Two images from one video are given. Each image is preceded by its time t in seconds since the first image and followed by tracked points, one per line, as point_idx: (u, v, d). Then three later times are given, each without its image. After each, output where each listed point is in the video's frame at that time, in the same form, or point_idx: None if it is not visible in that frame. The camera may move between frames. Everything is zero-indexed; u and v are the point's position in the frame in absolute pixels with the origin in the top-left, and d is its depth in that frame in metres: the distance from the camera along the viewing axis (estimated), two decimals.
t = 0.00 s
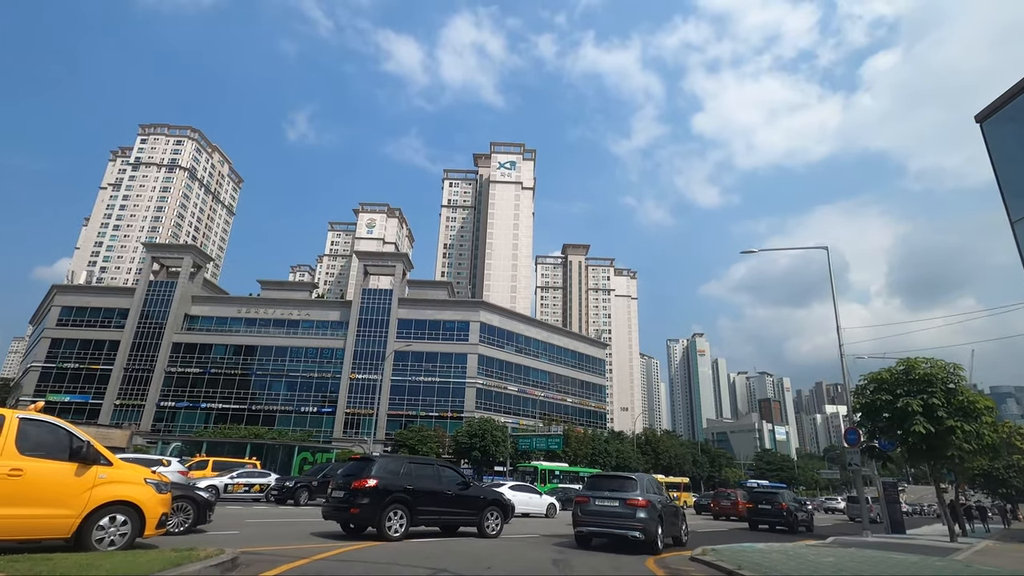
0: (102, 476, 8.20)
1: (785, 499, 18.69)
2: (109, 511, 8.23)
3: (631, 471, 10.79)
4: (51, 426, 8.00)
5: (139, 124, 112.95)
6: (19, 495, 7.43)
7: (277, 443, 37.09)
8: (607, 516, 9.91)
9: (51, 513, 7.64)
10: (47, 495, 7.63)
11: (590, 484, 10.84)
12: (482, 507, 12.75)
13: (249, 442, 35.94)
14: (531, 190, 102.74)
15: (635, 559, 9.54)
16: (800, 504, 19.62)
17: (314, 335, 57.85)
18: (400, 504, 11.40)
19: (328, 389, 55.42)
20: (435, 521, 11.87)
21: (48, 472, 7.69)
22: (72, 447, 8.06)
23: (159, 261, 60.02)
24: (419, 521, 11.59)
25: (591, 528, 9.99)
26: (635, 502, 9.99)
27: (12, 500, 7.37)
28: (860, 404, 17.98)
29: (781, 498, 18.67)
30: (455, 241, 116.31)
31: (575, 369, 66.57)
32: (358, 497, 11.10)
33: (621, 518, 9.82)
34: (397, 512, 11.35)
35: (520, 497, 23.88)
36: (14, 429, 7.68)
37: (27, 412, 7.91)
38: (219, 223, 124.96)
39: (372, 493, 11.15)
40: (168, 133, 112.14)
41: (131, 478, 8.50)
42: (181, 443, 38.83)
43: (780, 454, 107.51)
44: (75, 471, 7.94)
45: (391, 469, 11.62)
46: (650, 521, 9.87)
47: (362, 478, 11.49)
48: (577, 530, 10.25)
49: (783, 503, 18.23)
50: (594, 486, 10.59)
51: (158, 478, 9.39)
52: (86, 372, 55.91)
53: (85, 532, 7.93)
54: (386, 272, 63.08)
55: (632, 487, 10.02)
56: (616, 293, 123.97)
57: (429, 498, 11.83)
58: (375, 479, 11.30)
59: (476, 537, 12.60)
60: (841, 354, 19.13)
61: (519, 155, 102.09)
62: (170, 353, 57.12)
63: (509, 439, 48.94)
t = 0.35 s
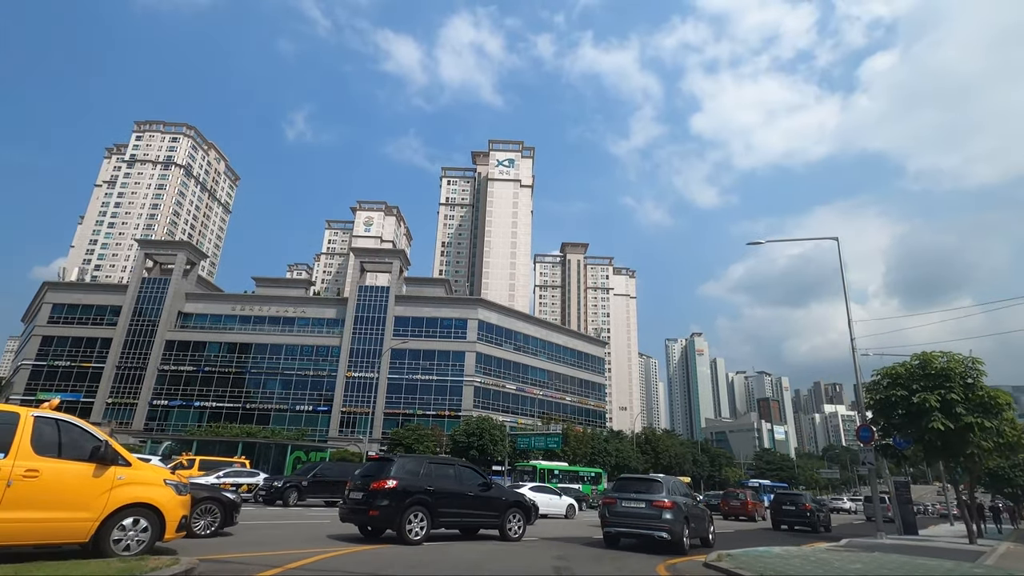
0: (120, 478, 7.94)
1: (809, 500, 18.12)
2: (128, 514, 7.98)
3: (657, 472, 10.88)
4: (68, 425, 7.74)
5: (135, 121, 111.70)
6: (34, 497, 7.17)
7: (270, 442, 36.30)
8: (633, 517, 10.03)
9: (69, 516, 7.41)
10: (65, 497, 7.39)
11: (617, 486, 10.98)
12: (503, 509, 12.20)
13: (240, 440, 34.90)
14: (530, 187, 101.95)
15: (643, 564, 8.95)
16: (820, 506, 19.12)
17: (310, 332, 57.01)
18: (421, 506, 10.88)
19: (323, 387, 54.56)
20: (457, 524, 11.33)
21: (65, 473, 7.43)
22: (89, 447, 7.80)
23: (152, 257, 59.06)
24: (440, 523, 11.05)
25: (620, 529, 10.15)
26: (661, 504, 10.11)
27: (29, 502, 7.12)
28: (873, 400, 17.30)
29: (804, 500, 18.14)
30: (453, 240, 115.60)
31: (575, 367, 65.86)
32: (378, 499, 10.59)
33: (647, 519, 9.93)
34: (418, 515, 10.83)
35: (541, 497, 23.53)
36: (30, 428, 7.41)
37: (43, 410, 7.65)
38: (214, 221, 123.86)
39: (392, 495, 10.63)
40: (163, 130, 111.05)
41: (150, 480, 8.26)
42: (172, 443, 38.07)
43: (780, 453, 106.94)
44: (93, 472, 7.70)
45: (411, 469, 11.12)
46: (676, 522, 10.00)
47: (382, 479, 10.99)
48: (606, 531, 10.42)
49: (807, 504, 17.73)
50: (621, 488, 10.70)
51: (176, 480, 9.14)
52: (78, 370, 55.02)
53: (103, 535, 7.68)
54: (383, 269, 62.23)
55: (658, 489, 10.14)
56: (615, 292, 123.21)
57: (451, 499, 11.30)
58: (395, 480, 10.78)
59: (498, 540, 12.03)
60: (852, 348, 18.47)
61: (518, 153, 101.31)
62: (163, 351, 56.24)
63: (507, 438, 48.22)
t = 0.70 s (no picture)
0: (138, 479, 7.53)
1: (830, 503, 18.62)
2: (146, 517, 7.53)
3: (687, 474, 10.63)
4: (83, 424, 7.36)
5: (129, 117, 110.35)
6: (48, 499, 6.77)
7: (261, 440, 35.45)
8: (664, 519, 9.78)
9: (85, 520, 6.99)
10: (80, 501, 6.98)
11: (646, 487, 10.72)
12: (527, 512, 11.46)
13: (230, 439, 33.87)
14: (528, 185, 101.11)
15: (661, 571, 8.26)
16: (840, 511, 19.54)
17: (305, 329, 56.12)
18: (442, 508, 10.20)
19: (318, 385, 53.70)
20: (479, 528, 10.64)
21: (80, 474, 7.04)
22: (104, 447, 7.41)
23: (144, 253, 58.02)
24: (463, 527, 10.35)
25: (651, 532, 9.89)
26: (692, 505, 9.88)
27: (41, 505, 6.72)
28: (891, 396, 16.57)
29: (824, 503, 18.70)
30: (451, 237, 114.80)
31: (574, 366, 65.15)
32: (397, 500, 9.89)
33: (678, 521, 9.68)
34: (440, 517, 10.15)
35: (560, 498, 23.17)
36: (43, 427, 7.05)
37: (57, 408, 7.29)
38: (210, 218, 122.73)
39: (413, 497, 9.94)
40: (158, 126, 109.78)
41: (168, 481, 7.83)
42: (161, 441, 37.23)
43: (779, 453, 106.39)
44: (108, 473, 7.29)
45: (432, 470, 10.42)
46: (707, 524, 9.78)
47: (402, 478, 10.30)
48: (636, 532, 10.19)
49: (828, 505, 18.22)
50: (650, 489, 10.46)
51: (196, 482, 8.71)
52: (68, 367, 53.99)
53: (120, 540, 7.24)
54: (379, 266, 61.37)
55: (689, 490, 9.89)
56: (614, 291, 122.50)
57: (474, 501, 10.60)
58: (415, 481, 10.09)
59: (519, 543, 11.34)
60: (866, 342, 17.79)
61: (516, 150, 100.51)
62: (155, 348, 55.25)
63: (504, 436, 47.48)
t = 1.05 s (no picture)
0: (154, 480, 6.79)
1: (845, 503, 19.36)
2: (163, 521, 6.80)
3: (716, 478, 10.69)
4: (93, 420, 6.59)
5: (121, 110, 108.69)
6: (56, 504, 6.04)
7: (250, 439, 34.46)
8: (697, 522, 9.84)
9: (97, 527, 6.26)
10: (92, 504, 6.25)
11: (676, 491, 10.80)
12: (550, 515, 10.68)
13: (218, 437, 32.77)
14: (525, 182, 100.22)
15: None
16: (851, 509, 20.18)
17: (297, 325, 55.14)
18: (462, 510, 9.46)
19: (310, 382, 52.71)
20: (501, 532, 9.90)
21: (91, 475, 6.30)
22: (116, 444, 6.65)
23: (133, 247, 56.87)
24: (485, 531, 9.62)
25: (683, 533, 9.99)
26: (722, 508, 9.95)
27: (49, 510, 5.99)
28: (906, 393, 16.03)
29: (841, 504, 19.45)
30: (446, 234, 113.91)
31: (570, 364, 64.46)
32: (417, 502, 9.14)
33: (711, 523, 9.72)
34: (461, 520, 9.41)
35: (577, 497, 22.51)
36: (50, 423, 6.30)
37: (64, 402, 6.52)
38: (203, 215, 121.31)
39: (433, 498, 9.21)
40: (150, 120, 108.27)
41: (186, 483, 7.08)
42: (147, 438, 36.21)
43: (775, 452, 105.99)
44: (121, 474, 6.55)
45: (453, 469, 9.69)
46: (738, 526, 9.82)
47: (419, 479, 9.54)
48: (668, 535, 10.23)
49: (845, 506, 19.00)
50: (681, 492, 10.52)
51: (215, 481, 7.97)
52: (54, 363, 52.81)
53: (134, 547, 6.52)
54: (373, 261, 60.43)
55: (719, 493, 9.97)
56: (610, 289, 121.92)
57: (495, 503, 9.85)
58: (435, 482, 9.35)
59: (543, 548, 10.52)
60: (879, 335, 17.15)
61: (513, 146, 99.67)
62: (144, 344, 54.17)
63: (500, 434, 46.59)
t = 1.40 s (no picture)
0: (170, 480, 6.24)
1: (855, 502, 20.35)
2: (180, 526, 6.25)
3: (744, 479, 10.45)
4: (103, 414, 6.04)
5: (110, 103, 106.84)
6: (64, 507, 5.51)
7: (236, 435, 33.37)
8: (725, 524, 9.65)
9: (109, 532, 5.73)
10: (105, 507, 5.72)
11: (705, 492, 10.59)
12: (577, 516, 10.00)
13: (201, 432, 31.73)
14: (520, 178, 99.35)
15: None
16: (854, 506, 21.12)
17: (287, 321, 54.08)
18: (486, 511, 8.75)
19: (301, 379, 51.71)
20: (528, 536, 9.21)
21: (103, 475, 5.77)
22: (129, 442, 6.11)
23: (119, 241, 55.60)
24: (511, 534, 8.92)
25: (711, 534, 9.78)
26: (751, 508, 9.72)
27: (57, 513, 5.46)
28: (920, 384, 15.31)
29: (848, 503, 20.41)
30: (441, 231, 112.96)
31: (566, 360, 63.64)
32: (440, 504, 8.47)
33: (739, 524, 9.51)
34: (485, 523, 8.70)
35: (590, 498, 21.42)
36: (60, 417, 5.76)
37: (74, 396, 5.98)
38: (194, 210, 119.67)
39: (457, 499, 8.55)
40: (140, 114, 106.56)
41: (203, 484, 6.51)
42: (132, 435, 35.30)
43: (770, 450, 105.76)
44: (135, 475, 5.99)
45: (477, 468, 9.04)
46: (765, 526, 9.64)
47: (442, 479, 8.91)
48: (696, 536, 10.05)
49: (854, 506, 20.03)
50: (708, 493, 10.31)
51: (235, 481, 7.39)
52: (37, 359, 51.55)
53: (150, 554, 5.96)
54: (366, 256, 59.42)
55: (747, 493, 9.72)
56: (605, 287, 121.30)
57: (521, 505, 9.18)
58: (459, 482, 8.71)
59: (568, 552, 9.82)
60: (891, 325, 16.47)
61: (508, 142, 98.74)
62: (130, 339, 53.00)
63: (494, 432, 45.77)
